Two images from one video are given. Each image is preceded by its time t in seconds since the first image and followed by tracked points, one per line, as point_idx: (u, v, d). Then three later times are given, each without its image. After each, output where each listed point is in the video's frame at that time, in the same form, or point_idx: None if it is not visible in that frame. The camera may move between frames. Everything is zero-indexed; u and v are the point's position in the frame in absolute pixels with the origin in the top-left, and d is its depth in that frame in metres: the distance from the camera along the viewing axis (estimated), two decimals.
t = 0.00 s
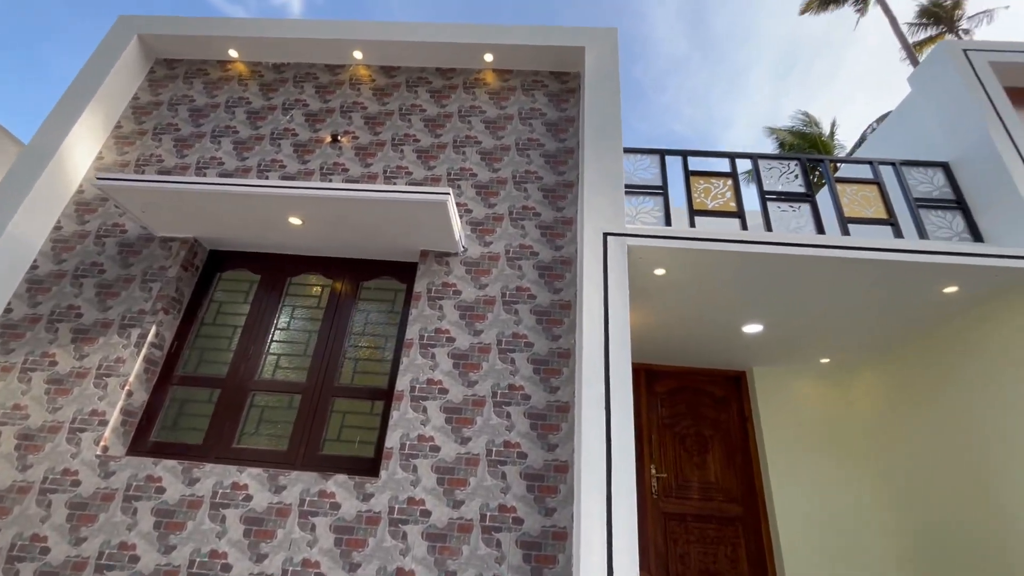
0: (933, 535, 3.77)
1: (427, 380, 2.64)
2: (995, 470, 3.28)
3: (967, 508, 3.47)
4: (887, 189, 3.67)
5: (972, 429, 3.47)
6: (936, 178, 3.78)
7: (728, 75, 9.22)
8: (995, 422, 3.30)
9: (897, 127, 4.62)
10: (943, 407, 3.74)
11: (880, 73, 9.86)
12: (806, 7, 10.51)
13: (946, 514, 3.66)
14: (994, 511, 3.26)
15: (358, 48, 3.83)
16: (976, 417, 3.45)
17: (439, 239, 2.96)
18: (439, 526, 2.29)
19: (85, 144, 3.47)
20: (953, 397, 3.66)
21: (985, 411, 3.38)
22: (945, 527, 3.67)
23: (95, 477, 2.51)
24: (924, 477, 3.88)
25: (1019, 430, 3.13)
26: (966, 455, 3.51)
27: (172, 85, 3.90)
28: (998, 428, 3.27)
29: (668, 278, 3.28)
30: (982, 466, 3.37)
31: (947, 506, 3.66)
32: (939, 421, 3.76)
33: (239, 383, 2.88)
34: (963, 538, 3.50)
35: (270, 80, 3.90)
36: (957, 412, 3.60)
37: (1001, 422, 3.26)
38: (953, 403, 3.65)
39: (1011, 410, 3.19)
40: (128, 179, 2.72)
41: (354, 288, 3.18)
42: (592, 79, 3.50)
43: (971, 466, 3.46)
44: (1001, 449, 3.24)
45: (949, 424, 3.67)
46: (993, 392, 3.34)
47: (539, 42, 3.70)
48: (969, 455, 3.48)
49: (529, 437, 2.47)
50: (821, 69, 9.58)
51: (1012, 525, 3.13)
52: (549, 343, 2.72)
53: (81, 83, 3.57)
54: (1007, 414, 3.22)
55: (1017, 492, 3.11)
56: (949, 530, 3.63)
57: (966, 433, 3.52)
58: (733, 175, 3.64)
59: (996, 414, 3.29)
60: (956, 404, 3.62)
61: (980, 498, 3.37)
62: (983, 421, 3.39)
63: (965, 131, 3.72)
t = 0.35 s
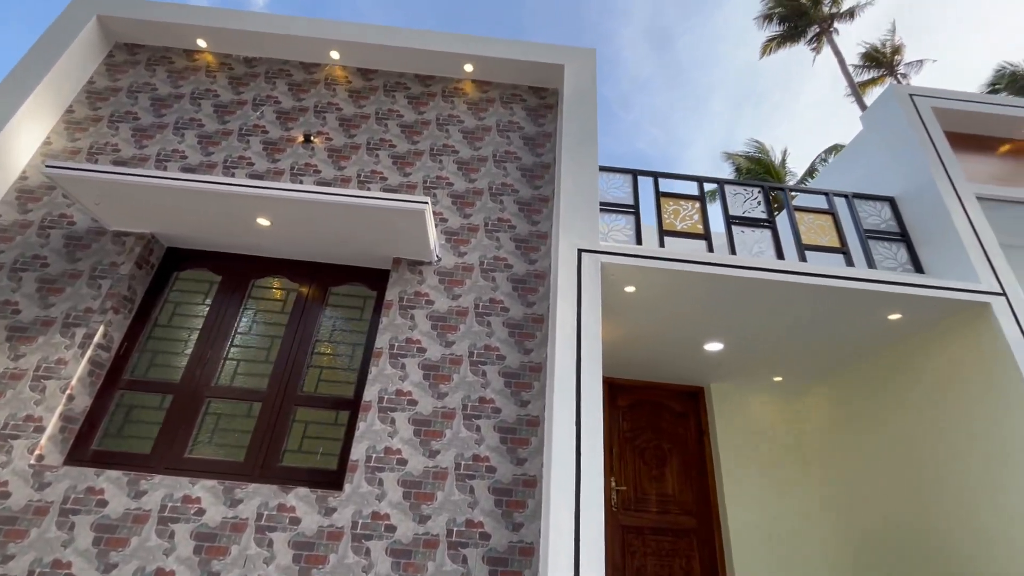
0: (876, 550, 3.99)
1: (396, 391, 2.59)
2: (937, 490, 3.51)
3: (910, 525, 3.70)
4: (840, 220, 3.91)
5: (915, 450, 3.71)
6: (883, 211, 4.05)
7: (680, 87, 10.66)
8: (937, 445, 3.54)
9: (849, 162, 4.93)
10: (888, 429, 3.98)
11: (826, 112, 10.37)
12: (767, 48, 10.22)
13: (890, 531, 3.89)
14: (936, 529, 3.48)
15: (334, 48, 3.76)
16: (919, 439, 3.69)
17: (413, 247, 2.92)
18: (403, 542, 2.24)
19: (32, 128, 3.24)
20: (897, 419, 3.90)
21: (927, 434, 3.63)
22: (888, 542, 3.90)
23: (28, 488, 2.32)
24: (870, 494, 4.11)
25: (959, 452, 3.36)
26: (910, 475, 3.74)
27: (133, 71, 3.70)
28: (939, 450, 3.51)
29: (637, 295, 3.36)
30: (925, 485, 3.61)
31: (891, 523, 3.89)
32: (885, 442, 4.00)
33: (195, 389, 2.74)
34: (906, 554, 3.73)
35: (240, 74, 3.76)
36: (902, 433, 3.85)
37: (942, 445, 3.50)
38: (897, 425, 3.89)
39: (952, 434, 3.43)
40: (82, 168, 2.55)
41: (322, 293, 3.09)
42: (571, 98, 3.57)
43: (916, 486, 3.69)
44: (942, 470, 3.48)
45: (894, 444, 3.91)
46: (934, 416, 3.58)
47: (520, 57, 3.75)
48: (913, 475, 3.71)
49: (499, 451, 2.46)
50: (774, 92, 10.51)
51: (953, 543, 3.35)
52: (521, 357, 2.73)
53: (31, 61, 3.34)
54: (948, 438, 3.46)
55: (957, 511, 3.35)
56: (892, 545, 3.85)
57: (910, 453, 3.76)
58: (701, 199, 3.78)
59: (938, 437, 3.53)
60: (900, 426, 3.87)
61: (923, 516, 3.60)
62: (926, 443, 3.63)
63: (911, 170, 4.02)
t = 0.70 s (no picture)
0: (818, 554, 4.18)
1: (363, 390, 2.51)
2: (878, 497, 3.71)
3: (851, 530, 3.90)
4: (798, 236, 4.10)
5: (858, 458, 3.92)
6: (837, 230, 4.28)
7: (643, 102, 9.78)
8: (878, 453, 3.75)
9: (805, 182, 5.19)
10: (833, 437, 4.18)
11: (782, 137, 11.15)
12: (728, 68, 11.16)
13: (832, 535, 4.08)
14: (876, 533, 3.69)
15: (308, 33, 3.62)
16: (862, 448, 3.90)
17: (386, 243, 2.84)
18: (367, 546, 2.16)
19: None
20: (842, 428, 4.11)
21: (870, 442, 3.84)
22: (829, 546, 4.09)
23: None
24: (814, 500, 4.31)
25: (898, 461, 3.58)
26: (853, 481, 3.95)
27: (84, 39, 3.44)
28: (881, 459, 3.72)
29: (607, 300, 3.40)
30: (867, 492, 3.81)
31: (833, 527, 4.08)
32: (830, 450, 4.20)
33: (142, 383, 2.55)
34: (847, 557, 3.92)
35: (204, 51, 3.56)
36: (846, 442, 4.05)
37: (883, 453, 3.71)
38: (842, 433, 4.10)
39: (893, 443, 3.64)
40: (22, 139, 2.34)
41: (286, 286, 2.96)
42: (550, 102, 3.58)
43: (858, 491, 3.90)
44: (883, 478, 3.69)
45: (838, 452, 4.12)
46: (876, 426, 3.80)
47: (500, 57, 3.73)
48: (856, 482, 3.92)
49: (468, 454, 2.42)
50: (725, 118, 10.61)
51: (892, 547, 3.55)
52: (493, 358, 2.71)
53: None
54: (888, 445, 3.68)
55: (895, 516, 3.55)
56: (834, 550, 4.04)
57: (853, 461, 3.96)
58: (671, 209, 3.88)
59: (880, 446, 3.74)
60: (845, 435, 4.08)
61: (864, 521, 3.80)
62: (868, 452, 3.84)
63: (863, 193, 4.27)
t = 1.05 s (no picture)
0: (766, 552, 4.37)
1: (329, 384, 2.41)
2: (824, 499, 3.91)
3: (799, 530, 4.09)
4: (759, 246, 4.27)
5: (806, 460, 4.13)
6: (795, 242, 4.48)
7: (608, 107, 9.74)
8: (826, 457, 3.95)
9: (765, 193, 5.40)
10: (784, 441, 4.37)
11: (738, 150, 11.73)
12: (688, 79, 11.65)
13: (780, 535, 4.27)
14: (821, 533, 3.89)
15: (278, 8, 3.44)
16: (810, 450, 4.10)
17: (358, 233, 2.75)
18: (329, 546, 2.08)
19: None
20: (793, 432, 4.31)
21: (818, 447, 4.04)
22: (777, 545, 4.28)
23: None
24: (764, 501, 4.49)
25: (844, 465, 3.78)
26: (801, 483, 4.14)
27: None
28: (828, 462, 3.92)
29: (578, 300, 3.43)
30: (814, 493, 4.01)
31: (781, 528, 4.27)
32: (781, 454, 4.39)
33: (83, 371, 2.36)
34: (793, 556, 4.11)
35: (164, 18, 3.33)
36: (796, 446, 4.25)
37: (830, 457, 3.91)
38: (793, 437, 4.30)
39: (839, 448, 3.84)
40: None
41: (247, 273, 2.81)
42: (529, 99, 3.57)
43: (804, 491, 4.11)
44: (830, 481, 3.88)
45: (788, 455, 4.31)
46: (824, 430, 4.02)
47: (480, 49, 3.68)
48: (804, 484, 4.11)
49: (436, 452, 2.38)
50: (688, 120, 10.65)
51: (835, 546, 3.75)
52: (464, 355, 2.67)
53: None
54: (833, 448, 3.90)
55: (839, 517, 3.75)
56: (780, 546, 4.25)
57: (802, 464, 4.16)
58: (642, 213, 3.95)
59: (828, 450, 3.94)
60: (795, 439, 4.27)
61: (810, 522, 4.00)
62: (816, 455, 4.04)
63: (819, 208, 4.49)
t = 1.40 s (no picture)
0: (710, 545, 4.54)
1: (289, 373, 2.34)
2: (767, 494, 4.11)
3: (741, 523, 4.28)
4: (718, 250, 4.43)
5: (752, 455, 4.33)
6: (751, 247, 4.69)
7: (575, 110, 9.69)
8: (771, 454, 4.15)
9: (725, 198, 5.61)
10: (732, 438, 4.56)
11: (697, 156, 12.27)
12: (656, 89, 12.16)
13: (723, 528, 4.45)
14: (763, 526, 4.09)
15: None
16: (756, 446, 4.31)
17: (323, 218, 2.66)
18: (285, 539, 2.02)
19: None
20: (740, 430, 4.50)
21: (763, 444, 4.25)
22: (720, 538, 4.46)
23: None
24: (710, 496, 4.66)
25: (787, 462, 3.99)
26: (746, 479, 4.34)
27: None
28: (772, 459, 4.13)
29: (544, 296, 3.46)
30: (758, 489, 4.21)
31: (725, 522, 4.45)
32: (728, 450, 4.58)
33: (12, 352, 2.17)
34: (735, 549, 4.29)
35: None
36: (744, 443, 4.44)
37: (774, 454, 4.12)
38: (740, 435, 4.49)
39: (784, 446, 4.05)
40: None
41: (201, 254, 2.67)
42: (503, 92, 3.55)
43: (749, 484, 4.30)
44: (773, 476, 4.09)
45: (735, 452, 4.50)
46: (770, 427, 4.22)
47: (455, 38, 3.62)
48: (749, 479, 4.31)
49: (399, 443, 2.35)
50: (653, 122, 10.47)
51: (775, 539, 3.96)
52: (430, 346, 2.64)
53: None
54: (778, 444, 4.11)
55: (781, 511, 3.96)
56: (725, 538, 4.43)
57: (748, 461, 4.35)
58: (609, 212, 4.02)
59: (772, 448, 4.15)
60: (743, 437, 4.47)
61: (753, 515, 4.19)
62: (762, 452, 4.24)
63: (775, 216, 4.71)
